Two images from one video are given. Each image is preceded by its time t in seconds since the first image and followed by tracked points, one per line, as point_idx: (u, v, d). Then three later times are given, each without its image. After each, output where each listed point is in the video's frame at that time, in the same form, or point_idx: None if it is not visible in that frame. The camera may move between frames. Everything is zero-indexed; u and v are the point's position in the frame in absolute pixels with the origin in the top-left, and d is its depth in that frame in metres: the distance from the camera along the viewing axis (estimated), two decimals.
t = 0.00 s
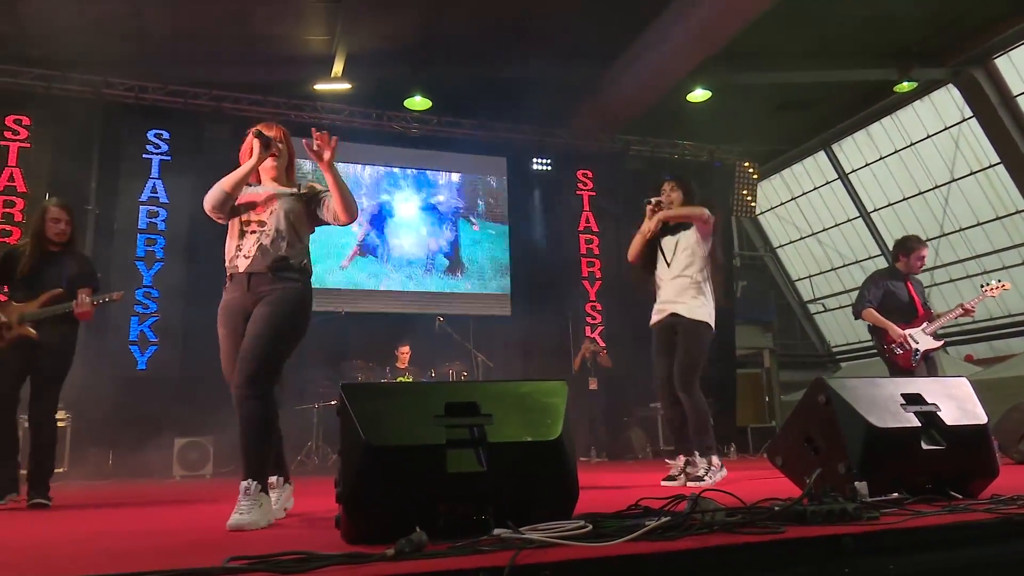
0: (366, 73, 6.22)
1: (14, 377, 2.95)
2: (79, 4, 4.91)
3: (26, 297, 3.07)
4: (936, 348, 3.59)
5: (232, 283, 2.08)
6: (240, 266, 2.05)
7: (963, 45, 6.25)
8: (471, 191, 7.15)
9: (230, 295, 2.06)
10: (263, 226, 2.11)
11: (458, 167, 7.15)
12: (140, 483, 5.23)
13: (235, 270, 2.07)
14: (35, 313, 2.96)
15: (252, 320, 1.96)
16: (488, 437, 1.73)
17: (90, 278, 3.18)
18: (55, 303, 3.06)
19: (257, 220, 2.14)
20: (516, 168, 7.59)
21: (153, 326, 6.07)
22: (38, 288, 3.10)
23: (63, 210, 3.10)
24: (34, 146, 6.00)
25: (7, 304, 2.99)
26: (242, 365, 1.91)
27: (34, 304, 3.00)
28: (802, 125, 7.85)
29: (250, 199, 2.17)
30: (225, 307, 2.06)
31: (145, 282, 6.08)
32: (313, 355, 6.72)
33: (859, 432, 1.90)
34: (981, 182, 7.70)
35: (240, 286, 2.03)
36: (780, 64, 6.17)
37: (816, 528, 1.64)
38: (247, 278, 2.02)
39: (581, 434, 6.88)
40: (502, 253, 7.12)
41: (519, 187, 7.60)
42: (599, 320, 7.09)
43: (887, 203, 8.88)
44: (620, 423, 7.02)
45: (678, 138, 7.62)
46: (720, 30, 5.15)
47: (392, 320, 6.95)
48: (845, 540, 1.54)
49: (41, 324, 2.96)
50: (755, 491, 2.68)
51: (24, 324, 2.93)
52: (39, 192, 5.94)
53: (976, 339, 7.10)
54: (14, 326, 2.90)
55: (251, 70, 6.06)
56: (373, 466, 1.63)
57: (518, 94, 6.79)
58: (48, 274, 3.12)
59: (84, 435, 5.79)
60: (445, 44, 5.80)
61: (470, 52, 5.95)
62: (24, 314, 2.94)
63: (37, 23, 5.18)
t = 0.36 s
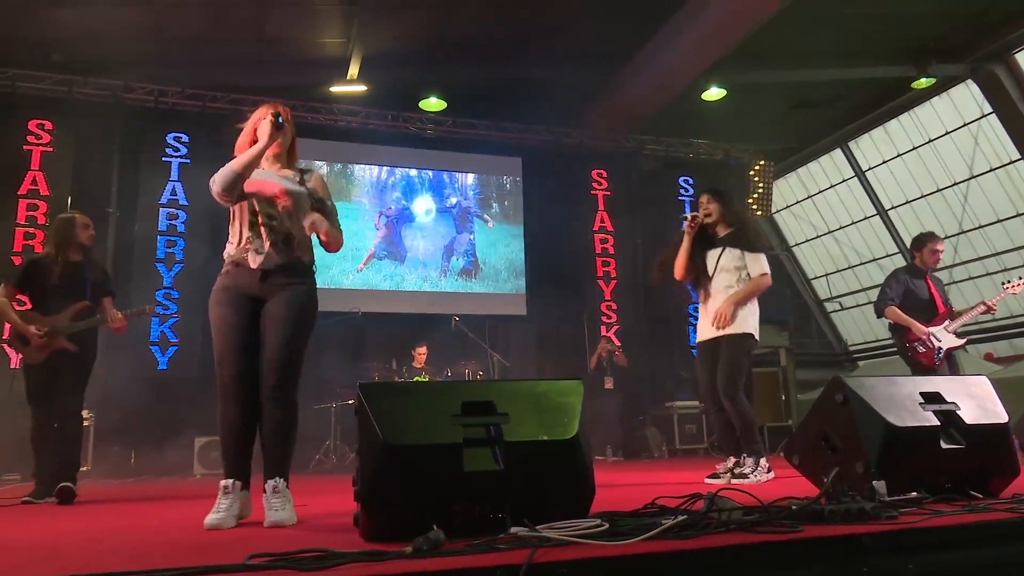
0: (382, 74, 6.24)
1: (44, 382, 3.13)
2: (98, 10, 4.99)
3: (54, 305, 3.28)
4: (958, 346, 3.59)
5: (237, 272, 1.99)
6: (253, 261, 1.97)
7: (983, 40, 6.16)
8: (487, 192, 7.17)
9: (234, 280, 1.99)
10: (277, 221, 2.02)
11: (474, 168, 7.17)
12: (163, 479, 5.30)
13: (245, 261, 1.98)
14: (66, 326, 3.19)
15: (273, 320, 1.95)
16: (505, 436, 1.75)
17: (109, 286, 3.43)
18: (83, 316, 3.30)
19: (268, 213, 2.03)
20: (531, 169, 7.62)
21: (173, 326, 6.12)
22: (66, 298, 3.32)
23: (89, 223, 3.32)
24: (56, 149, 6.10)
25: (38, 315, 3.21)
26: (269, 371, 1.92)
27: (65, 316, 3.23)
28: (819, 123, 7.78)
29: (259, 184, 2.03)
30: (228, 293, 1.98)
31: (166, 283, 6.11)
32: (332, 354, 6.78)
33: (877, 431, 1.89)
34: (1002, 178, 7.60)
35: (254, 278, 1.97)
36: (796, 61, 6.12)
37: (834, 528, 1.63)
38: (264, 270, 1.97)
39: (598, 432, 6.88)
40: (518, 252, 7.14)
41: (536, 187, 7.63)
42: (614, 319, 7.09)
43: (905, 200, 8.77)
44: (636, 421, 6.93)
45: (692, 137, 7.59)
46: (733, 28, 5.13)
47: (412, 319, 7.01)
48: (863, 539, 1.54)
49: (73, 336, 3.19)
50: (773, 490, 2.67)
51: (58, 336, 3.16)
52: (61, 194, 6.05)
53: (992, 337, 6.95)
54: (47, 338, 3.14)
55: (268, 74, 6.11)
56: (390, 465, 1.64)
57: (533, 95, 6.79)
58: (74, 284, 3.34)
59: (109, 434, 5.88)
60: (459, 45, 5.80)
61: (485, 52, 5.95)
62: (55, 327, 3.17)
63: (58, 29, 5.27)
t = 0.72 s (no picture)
0: (395, 76, 6.27)
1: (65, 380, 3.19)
2: (113, 15, 5.03)
3: (74, 308, 3.33)
4: (971, 347, 3.52)
5: (252, 269, 2.06)
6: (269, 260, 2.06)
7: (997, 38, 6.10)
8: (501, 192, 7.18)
9: (250, 277, 2.05)
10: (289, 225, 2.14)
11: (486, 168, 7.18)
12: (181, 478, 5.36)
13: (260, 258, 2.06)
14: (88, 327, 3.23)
15: (291, 323, 2.06)
16: (519, 435, 1.75)
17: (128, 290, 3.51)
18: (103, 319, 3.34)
19: (275, 212, 2.12)
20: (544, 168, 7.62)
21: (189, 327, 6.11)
22: (86, 301, 3.37)
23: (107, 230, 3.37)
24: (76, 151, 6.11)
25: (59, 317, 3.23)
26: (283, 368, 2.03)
27: (86, 318, 3.27)
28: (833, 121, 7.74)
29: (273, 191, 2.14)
30: (245, 289, 2.04)
31: (183, 284, 6.11)
32: (347, 353, 6.82)
33: (893, 429, 1.88)
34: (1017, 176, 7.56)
35: (273, 278, 2.06)
36: (810, 59, 6.09)
37: (849, 526, 1.62)
38: (283, 270, 2.07)
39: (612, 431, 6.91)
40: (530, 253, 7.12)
41: (549, 187, 7.62)
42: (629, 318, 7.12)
43: (919, 198, 8.68)
44: (650, 421, 6.93)
45: (704, 136, 7.57)
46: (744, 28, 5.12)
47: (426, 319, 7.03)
48: (878, 539, 1.53)
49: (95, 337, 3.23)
50: (787, 488, 2.67)
51: (83, 337, 3.19)
52: (80, 198, 6.03)
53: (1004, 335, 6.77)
54: (71, 340, 3.16)
55: (283, 76, 6.15)
56: (405, 462, 1.65)
57: (545, 96, 6.80)
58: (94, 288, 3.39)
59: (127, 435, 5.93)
60: (471, 46, 5.82)
61: (496, 52, 5.96)
62: (78, 327, 3.20)
63: (75, 34, 5.32)
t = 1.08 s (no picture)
0: (403, 76, 6.27)
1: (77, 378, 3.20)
2: (123, 16, 5.05)
3: (87, 308, 3.35)
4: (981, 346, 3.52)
5: (270, 276, 2.09)
6: (288, 268, 2.11)
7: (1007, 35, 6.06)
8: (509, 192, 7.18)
9: (268, 286, 2.08)
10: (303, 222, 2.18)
11: (494, 168, 7.17)
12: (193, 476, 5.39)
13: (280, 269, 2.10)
14: (99, 325, 3.25)
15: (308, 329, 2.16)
16: (527, 434, 1.75)
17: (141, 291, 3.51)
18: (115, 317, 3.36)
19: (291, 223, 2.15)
20: (552, 167, 7.61)
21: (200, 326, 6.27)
22: (98, 299, 3.39)
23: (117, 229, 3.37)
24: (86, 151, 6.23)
25: (71, 317, 3.27)
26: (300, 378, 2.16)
27: (97, 317, 3.29)
28: (842, 119, 7.70)
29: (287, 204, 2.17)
30: (266, 298, 2.07)
31: (193, 284, 6.28)
32: (356, 352, 6.83)
33: (903, 428, 1.87)
34: None
35: (290, 285, 2.12)
36: (818, 58, 6.07)
37: (858, 525, 1.61)
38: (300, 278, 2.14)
39: (619, 430, 6.91)
40: (538, 254, 7.12)
41: (557, 186, 7.61)
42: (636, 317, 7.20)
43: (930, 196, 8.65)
44: (658, 420, 6.93)
45: (712, 135, 7.55)
46: (751, 26, 5.11)
47: (435, 318, 7.05)
48: (887, 538, 1.53)
49: (105, 336, 3.23)
50: (796, 487, 2.67)
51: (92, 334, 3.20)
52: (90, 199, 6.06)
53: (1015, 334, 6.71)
54: (82, 339, 3.18)
55: (291, 76, 6.16)
56: (413, 461, 1.65)
57: (553, 95, 6.79)
58: (106, 287, 3.42)
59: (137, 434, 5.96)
60: (477, 46, 5.82)
61: (504, 52, 5.96)
62: (89, 326, 3.22)
63: (84, 35, 5.34)
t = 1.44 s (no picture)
0: (402, 75, 6.27)
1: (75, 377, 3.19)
2: (121, 14, 5.05)
3: (89, 299, 3.32)
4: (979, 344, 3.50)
5: (291, 280, 2.18)
6: (308, 272, 2.22)
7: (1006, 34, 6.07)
8: (508, 191, 7.17)
9: (289, 288, 2.17)
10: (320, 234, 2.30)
11: (493, 166, 7.16)
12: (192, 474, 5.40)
13: (302, 274, 2.20)
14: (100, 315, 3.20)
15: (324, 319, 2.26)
16: (525, 432, 1.75)
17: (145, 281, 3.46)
18: (117, 307, 3.31)
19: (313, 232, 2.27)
20: (551, 165, 7.60)
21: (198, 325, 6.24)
22: (100, 289, 3.34)
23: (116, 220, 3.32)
24: (84, 150, 6.17)
25: (73, 307, 3.24)
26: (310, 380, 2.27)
27: (99, 307, 3.25)
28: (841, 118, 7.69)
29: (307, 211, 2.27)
30: (289, 296, 2.15)
31: (189, 282, 6.23)
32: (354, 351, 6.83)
33: (900, 427, 1.88)
34: None
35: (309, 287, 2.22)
36: (818, 57, 6.07)
37: (857, 523, 1.62)
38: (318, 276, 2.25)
39: (617, 429, 6.91)
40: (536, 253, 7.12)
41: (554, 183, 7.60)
42: (634, 315, 7.32)
43: (927, 194, 8.67)
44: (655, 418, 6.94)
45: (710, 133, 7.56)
46: (750, 25, 5.11)
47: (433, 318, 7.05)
48: (888, 535, 1.53)
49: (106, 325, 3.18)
50: (793, 485, 2.68)
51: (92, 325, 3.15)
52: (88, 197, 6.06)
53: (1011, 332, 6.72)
54: (81, 328, 3.13)
55: (290, 74, 6.15)
56: (412, 460, 1.65)
57: (551, 93, 6.79)
58: (109, 276, 3.37)
59: (135, 432, 5.95)
60: (476, 44, 5.82)
61: (503, 50, 5.96)
62: (89, 315, 3.18)
63: (81, 33, 5.35)
